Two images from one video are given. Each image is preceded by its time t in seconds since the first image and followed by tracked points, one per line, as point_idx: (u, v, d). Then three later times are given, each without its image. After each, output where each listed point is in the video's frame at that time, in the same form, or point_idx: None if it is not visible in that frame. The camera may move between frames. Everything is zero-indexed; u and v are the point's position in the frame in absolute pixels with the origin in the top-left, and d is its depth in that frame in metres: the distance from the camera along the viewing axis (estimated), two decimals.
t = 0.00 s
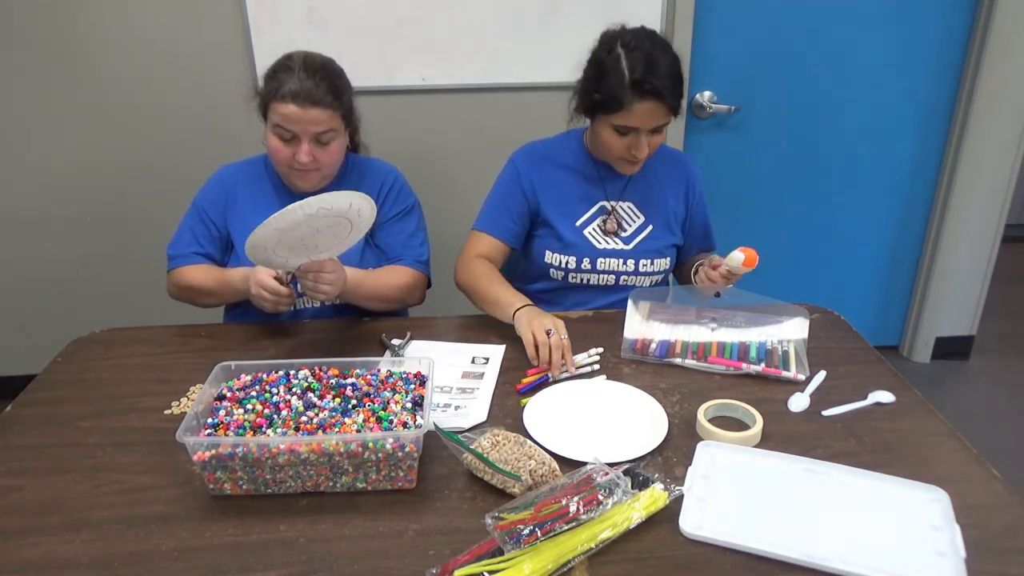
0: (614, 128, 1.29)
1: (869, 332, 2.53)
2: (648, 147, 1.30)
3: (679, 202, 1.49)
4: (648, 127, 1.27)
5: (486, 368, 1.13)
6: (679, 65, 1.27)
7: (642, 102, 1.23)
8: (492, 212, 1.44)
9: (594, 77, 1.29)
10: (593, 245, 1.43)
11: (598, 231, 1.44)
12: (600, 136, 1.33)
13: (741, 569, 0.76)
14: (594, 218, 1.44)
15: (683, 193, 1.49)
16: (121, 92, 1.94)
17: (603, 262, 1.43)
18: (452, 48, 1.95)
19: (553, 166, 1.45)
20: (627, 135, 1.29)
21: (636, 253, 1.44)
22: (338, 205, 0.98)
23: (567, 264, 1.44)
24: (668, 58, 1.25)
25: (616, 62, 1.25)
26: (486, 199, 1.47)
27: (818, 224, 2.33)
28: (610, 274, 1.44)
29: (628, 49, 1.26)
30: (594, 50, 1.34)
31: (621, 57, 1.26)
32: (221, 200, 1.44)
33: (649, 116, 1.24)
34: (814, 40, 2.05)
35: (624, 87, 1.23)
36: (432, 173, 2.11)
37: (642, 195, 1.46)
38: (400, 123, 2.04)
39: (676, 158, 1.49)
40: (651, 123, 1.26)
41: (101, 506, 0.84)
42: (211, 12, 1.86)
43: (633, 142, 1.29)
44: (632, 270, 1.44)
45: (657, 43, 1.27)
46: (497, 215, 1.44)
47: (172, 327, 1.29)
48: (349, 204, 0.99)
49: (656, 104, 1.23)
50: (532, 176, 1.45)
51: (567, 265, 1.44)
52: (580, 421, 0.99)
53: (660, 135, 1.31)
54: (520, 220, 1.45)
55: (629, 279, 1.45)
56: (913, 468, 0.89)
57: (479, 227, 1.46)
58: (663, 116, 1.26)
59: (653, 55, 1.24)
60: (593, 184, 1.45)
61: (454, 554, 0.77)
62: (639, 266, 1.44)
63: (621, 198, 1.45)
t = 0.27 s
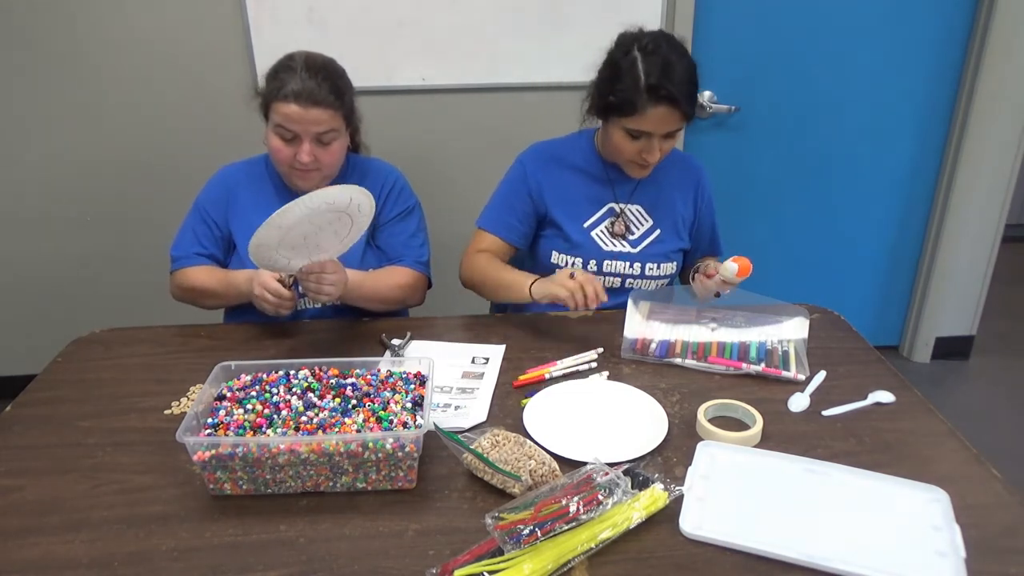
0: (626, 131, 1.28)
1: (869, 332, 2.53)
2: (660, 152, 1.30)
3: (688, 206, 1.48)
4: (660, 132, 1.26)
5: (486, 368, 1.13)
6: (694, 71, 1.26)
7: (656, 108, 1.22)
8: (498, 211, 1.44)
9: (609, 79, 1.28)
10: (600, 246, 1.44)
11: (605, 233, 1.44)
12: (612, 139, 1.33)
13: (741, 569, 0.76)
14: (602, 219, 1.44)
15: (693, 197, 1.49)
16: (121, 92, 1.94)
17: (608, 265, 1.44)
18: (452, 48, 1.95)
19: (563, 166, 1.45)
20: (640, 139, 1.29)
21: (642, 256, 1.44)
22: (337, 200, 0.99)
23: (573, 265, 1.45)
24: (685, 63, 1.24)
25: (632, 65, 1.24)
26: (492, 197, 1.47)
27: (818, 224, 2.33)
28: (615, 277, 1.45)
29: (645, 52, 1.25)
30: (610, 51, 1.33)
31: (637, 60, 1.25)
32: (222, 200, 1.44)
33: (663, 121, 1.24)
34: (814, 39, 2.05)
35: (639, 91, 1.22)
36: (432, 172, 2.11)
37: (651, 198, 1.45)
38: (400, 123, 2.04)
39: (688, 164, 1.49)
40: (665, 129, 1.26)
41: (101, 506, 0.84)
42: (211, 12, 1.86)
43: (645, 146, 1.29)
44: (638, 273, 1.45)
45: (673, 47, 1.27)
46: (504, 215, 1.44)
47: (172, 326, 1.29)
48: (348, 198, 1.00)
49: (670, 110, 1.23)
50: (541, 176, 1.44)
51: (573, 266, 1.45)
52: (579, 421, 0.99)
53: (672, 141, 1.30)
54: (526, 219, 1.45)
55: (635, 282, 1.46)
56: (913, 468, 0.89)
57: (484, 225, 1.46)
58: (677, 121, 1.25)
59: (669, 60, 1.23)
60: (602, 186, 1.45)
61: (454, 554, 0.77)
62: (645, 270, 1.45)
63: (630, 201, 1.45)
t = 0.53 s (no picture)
0: (632, 133, 1.28)
1: (868, 331, 2.53)
2: (666, 153, 1.30)
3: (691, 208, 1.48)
4: (666, 134, 1.26)
5: (486, 368, 1.13)
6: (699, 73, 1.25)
7: (662, 111, 1.22)
8: (508, 212, 1.43)
9: (614, 81, 1.28)
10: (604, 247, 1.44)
11: (609, 234, 1.44)
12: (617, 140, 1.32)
13: (741, 569, 0.76)
14: (606, 220, 1.44)
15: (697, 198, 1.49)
16: (121, 92, 1.94)
17: (612, 266, 1.44)
18: (452, 48, 1.95)
19: (568, 166, 1.45)
20: (646, 142, 1.29)
21: (645, 258, 1.45)
22: (331, 194, 0.99)
23: (576, 266, 1.45)
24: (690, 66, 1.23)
25: (638, 67, 1.24)
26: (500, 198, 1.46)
27: (817, 224, 2.33)
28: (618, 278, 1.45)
29: (651, 55, 1.25)
30: (615, 53, 1.33)
31: (643, 63, 1.24)
32: (223, 201, 1.43)
33: (669, 124, 1.24)
34: (814, 39, 2.05)
35: (645, 94, 1.22)
36: (432, 172, 2.11)
37: (655, 200, 1.45)
38: (400, 123, 2.04)
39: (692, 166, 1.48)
40: (671, 131, 1.26)
41: (101, 506, 0.84)
42: (211, 12, 1.86)
43: (651, 148, 1.29)
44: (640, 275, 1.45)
45: (678, 49, 1.26)
46: (511, 216, 1.43)
47: (171, 326, 1.28)
48: (344, 193, 1.01)
49: (677, 113, 1.22)
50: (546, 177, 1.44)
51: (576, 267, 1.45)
52: (579, 421, 0.99)
53: (678, 143, 1.30)
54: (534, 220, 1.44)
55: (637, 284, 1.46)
56: (913, 468, 0.89)
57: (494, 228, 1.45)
58: (684, 124, 1.25)
59: (675, 62, 1.23)
60: (607, 187, 1.44)
61: (454, 554, 0.77)
62: (648, 271, 1.45)
63: (634, 202, 1.45)
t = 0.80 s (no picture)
0: (638, 132, 1.28)
1: (868, 331, 2.53)
2: (672, 152, 1.30)
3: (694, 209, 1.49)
4: (673, 133, 1.26)
5: (486, 368, 1.13)
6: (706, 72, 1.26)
7: (671, 109, 1.22)
8: (518, 207, 1.40)
9: (620, 80, 1.28)
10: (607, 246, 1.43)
11: (612, 233, 1.44)
12: (623, 140, 1.32)
13: (741, 569, 0.76)
14: (610, 220, 1.44)
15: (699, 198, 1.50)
16: (121, 92, 1.94)
17: (615, 266, 1.44)
18: (452, 49, 1.95)
19: (572, 165, 1.45)
20: (653, 141, 1.29)
21: (648, 258, 1.44)
22: (337, 207, 1.00)
23: (579, 265, 1.45)
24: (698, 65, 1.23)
25: (645, 66, 1.24)
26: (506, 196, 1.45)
27: (818, 223, 2.33)
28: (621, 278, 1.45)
29: (658, 54, 1.24)
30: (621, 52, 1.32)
31: (651, 62, 1.24)
32: (223, 202, 1.43)
33: (676, 122, 1.24)
34: (814, 39, 2.05)
35: (653, 93, 1.22)
36: (431, 172, 2.11)
37: (658, 200, 1.45)
38: (400, 123, 2.03)
39: (696, 167, 1.49)
40: (677, 130, 1.26)
41: (101, 506, 0.84)
42: (212, 12, 1.86)
43: (657, 147, 1.29)
44: (643, 275, 1.45)
45: (684, 47, 1.26)
46: (520, 212, 1.40)
47: (171, 326, 1.28)
48: (349, 205, 1.01)
49: (685, 111, 1.23)
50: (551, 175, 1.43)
51: (579, 266, 1.45)
52: (579, 421, 0.99)
53: (684, 142, 1.30)
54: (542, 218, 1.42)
55: (640, 284, 1.46)
56: (913, 468, 0.89)
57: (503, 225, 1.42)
58: (691, 122, 1.25)
59: (682, 61, 1.23)
60: (610, 186, 1.44)
61: (454, 554, 0.77)
62: (651, 272, 1.45)
63: (637, 202, 1.45)
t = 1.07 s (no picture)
0: (642, 134, 1.28)
1: (868, 331, 2.53)
2: (676, 154, 1.30)
3: (696, 211, 1.49)
4: (677, 135, 1.27)
5: (486, 368, 1.13)
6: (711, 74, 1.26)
7: (675, 111, 1.22)
8: (521, 207, 1.40)
9: (625, 81, 1.28)
10: (610, 247, 1.43)
11: (615, 234, 1.44)
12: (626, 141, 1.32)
13: (741, 569, 0.76)
14: (612, 221, 1.44)
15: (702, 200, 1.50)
16: (122, 92, 1.94)
17: (617, 267, 1.44)
18: (451, 49, 1.95)
19: (576, 165, 1.45)
20: (657, 143, 1.28)
21: (650, 259, 1.44)
22: (353, 229, 0.99)
23: (581, 266, 1.44)
24: (704, 68, 1.23)
25: (651, 68, 1.24)
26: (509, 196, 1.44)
27: (818, 224, 2.33)
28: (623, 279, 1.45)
29: (663, 55, 1.24)
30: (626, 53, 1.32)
31: (656, 63, 1.24)
32: (224, 203, 1.43)
33: (681, 125, 1.24)
34: (814, 40, 2.05)
35: (658, 95, 1.21)
36: (431, 172, 2.11)
37: (661, 201, 1.45)
38: (400, 123, 2.03)
39: (698, 169, 1.49)
40: (683, 133, 1.26)
41: (101, 506, 0.84)
42: (211, 12, 1.86)
43: (661, 149, 1.29)
44: (645, 275, 1.45)
45: (689, 49, 1.26)
46: (523, 212, 1.40)
47: (171, 326, 1.28)
48: (365, 228, 1.00)
49: (690, 114, 1.23)
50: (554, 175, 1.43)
51: (582, 267, 1.44)
52: (579, 421, 0.99)
53: (688, 144, 1.30)
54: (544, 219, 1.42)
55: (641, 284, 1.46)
56: (913, 468, 0.89)
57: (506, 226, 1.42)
58: (695, 125, 1.25)
59: (687, 63, 1.23)
60: (613, 187, 1.44)
61: (454, 554, 0.77)
62: (653, 272, 1.45)
63: (640, 203, 1.45)
